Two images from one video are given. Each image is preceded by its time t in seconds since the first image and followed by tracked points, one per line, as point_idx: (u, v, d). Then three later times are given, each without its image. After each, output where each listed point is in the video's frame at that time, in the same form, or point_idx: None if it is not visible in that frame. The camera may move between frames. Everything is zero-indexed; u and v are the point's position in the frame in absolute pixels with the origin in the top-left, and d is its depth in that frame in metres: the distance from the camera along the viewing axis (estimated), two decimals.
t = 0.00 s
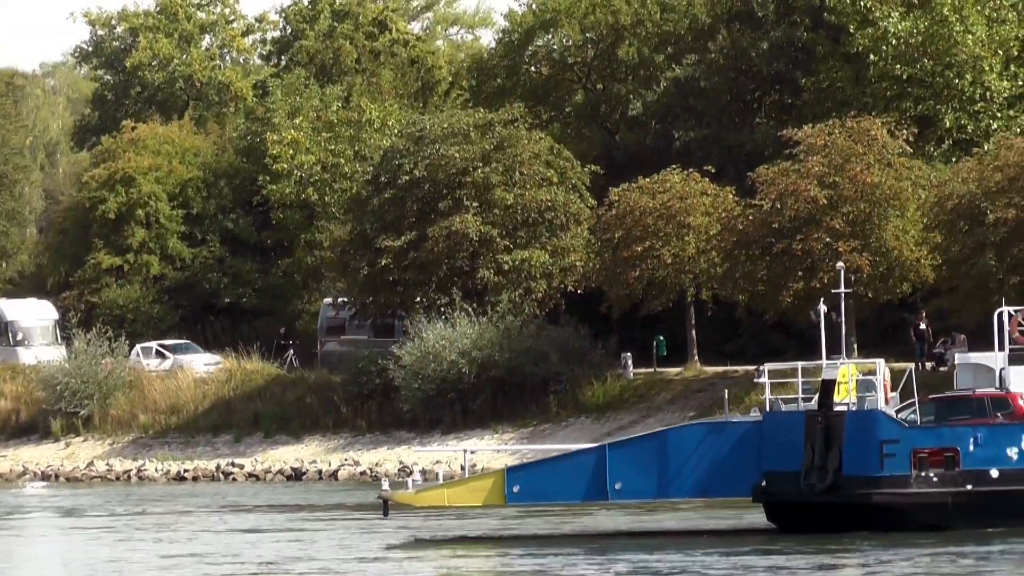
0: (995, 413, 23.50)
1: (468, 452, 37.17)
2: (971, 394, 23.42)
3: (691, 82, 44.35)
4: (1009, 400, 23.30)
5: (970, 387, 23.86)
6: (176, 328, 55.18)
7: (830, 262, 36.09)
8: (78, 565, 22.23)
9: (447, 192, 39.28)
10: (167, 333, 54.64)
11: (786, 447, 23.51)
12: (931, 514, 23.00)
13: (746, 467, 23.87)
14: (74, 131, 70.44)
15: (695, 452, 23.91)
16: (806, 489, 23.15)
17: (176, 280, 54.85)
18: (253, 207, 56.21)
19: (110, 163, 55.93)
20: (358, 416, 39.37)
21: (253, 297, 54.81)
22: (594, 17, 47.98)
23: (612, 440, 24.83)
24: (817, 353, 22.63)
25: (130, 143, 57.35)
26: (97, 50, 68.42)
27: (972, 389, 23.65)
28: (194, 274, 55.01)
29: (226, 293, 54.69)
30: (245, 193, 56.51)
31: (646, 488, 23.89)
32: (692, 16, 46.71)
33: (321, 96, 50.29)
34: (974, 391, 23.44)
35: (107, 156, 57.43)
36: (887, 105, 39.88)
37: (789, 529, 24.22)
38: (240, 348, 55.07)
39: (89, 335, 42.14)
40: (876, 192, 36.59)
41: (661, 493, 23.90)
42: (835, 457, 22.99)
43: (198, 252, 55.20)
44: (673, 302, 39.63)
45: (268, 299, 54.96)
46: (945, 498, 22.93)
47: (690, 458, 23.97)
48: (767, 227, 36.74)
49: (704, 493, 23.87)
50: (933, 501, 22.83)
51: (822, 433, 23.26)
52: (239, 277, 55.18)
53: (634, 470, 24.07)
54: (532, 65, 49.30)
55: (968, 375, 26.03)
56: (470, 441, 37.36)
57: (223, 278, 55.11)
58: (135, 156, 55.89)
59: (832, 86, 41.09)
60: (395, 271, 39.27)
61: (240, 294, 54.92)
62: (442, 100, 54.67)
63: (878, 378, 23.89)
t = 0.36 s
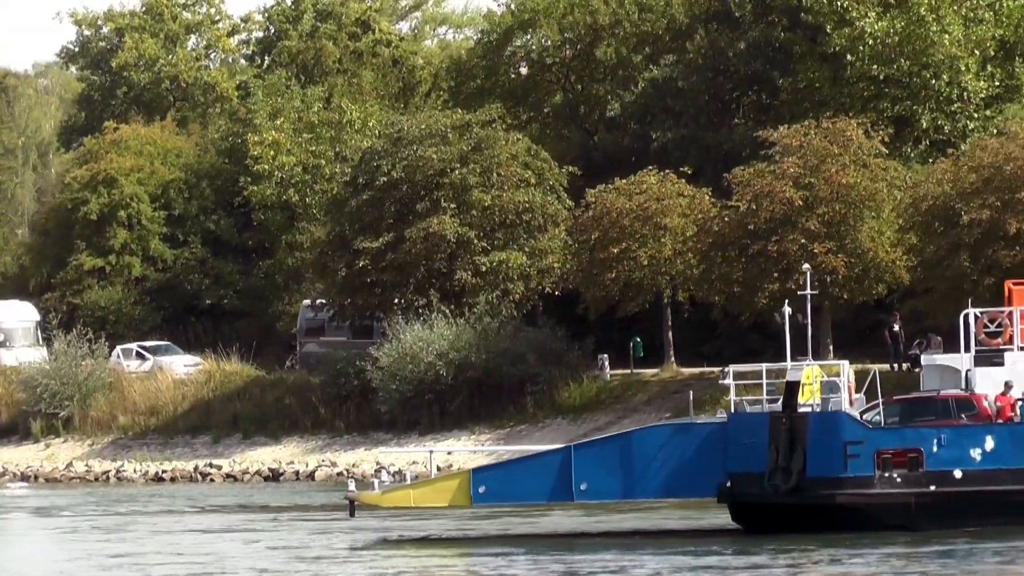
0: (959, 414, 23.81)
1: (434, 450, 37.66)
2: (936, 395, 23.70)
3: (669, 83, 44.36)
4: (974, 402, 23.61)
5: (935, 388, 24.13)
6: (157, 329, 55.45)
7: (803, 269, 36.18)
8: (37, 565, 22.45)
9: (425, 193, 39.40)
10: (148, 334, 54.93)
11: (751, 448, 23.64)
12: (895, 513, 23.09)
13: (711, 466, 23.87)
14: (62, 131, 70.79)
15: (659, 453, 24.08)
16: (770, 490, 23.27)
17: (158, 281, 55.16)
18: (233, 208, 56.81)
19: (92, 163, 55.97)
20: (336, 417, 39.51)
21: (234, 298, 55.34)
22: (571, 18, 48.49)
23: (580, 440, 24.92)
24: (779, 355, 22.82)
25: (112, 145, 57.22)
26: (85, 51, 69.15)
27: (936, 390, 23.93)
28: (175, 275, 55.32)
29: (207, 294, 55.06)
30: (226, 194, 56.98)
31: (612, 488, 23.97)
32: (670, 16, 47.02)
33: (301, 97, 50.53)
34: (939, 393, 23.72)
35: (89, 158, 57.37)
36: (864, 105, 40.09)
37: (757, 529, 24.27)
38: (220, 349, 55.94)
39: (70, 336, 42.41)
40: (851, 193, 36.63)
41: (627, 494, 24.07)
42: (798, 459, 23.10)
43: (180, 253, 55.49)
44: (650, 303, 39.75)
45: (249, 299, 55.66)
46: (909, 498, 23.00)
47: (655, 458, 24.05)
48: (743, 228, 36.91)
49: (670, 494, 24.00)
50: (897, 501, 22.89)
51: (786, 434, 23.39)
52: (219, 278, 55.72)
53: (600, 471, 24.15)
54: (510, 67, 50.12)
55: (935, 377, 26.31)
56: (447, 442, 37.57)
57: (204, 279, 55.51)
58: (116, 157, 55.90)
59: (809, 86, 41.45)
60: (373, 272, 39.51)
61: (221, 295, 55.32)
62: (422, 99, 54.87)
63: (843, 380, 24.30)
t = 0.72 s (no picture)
0: (925, 416, 24.32)
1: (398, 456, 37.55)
2: (900, 397, 24.27)
3: (646, 84, 44.61)
4: (937, 403, 24.12)
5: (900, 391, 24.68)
6: (138, 330, 55.93)
7: (778, 266, 36.70)
8: None
9: (402, 195, 39.56)
10: (129, 335, 55.42)
11: (716, 450, 23.81)
12: (858, 514, 23.14)
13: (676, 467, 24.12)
14: (50, 132, 71.19)
15: (625, 454, 24.26)
16: (734, 491, 23.44)
17: (140, 282, 55.62)
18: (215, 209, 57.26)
19: (73, 164, 56.22)
20: (314, 417, 39.80)
21: (215, 298, 55.69)
22: (548, 20, 49.12)
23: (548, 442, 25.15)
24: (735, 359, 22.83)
25: (93, 146, 57.56)
26: (69, 51, 69.35)
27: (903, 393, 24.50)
28: (156, 276, 55.79)
29: (188, 295, 55.41)
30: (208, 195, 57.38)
31: (577, 488, 24.21)
32: (647, 18, 47.58)
33: (282, 98, 50.80)
34: (904, 394, 24.30)
35: (69, 159, 57.76)
36: (841, 106, 40.47)
37: (720, 531, 24.41)
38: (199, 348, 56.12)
39: (50, 337, 42.92)
40: (827, 194, 36.76)
41: (592, 495, 24.24)
42: (762, 460, 23.25)
43: (161, 255, 55.93)
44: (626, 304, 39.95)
45: (230, 300, 56.10)
46: (871, 500, 23.11)
47: (620, 459, 24.27)
48: (718, 229, 37.08)
49: (635, 495, 24.17)
50: (860, 503, 22.99)
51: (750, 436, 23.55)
52: (202, 278, 55.95)
53: (565, 472, 24.41)
54: (489, 68, 50.49)
55: (900, 377, 26.08)
56: (424, 443, 37.75)
57: (185, 280, 55.87)
58: (98, 158, 56.22)
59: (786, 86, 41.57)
60: (351, 273, 39.52)
61: (202, 296, 55.65)
62: (403, 99, 55.12)
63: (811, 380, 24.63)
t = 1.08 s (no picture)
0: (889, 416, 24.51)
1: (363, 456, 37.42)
2: (865, 398, 24.57)
3: (623, 85, 46.08)
4: (901, 403, 24.31)
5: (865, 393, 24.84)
6: (120, 331, 56.76)
7: (751, 267, 36.84)
8: None
9: (380, 196, 39.77)
10: (111, 336, 56.03)
11: (681, 450, 24.05)
12: (824, 514, 23.41)
13: (642, 466, 24.39)
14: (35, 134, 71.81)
15: (590, 454, 24.46)
16: (698, 491, 23.67)
17: (121, 284, 56.24)
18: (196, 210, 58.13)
19: (54, 166, 57.39)
20: (292, 418, 39.96)
21: (196, 299, 56.57)
22: (528, 23, 50.15)
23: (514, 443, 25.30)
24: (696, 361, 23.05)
25: (75, 147, 58.59)
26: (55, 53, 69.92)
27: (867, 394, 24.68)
28: (139, 278, 56.36)
29: (170, 296, 56.20)
30: (189, 196, 58.32)
31: (543, 488, 24.43)
32: (625, 21, 49.06)
33: (264, 100, 51.16)
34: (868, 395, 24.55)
35: (51, 160, 58.90)
36: (819, 108, 41.30)
37: (684, 529, 24.52)
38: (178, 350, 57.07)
39: (30, 337, 43.29)
40: (802, 196, 36.92)
41: (557, 495, 24.50)
42: (727, 461, 23.51)
43: (143, 256, 56.55)
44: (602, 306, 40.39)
45: (211, 301, 56.94)
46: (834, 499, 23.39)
47: (586, 458, 24.46)
48: (693, 230, 37.25)
49: (599, 495, 24.38)
50: (825, 503, 23.26)
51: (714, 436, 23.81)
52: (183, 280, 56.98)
53: (530, 472, 24.62)
54: (469, 70, 51.52)
55: (865, 377, 26.33)
56: (402, 443, 37.85)
57: (167, 281, 56.66)
58: (80, 161, 57.01)
59: (764, 89, 43.14)
60: (329, 274, 39.79)
61: (183, 297, 56.50)
62: (384, 102, 55.69)
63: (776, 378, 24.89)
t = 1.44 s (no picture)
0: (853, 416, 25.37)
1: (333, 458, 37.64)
2: (829, 401, 25.43)
3: (602, 86, 46.69)
4: (867, 406, 24.98)
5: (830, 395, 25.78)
6: (101, 332, 57.49)
7: (727, 267, 37.19)
8: None
9: (357, 197, 40.10)
10: (91, 337, 56.73)
11: (647, 451, 24.22)
12: (789, 519, 23.50)
13: (608, 467, 24.67)
14: (20, 134, 72.27)
15: (555, 456, 24.64)
16: (663, 492, 23.84)
17: (101, 285, 56.99)
18: (177, 212, 58.84)
19: (37, 166, 58.14)
20: (270, 420, 40.26)
21: (177, 300, 57.21)
22: (506, 23, 50.94)
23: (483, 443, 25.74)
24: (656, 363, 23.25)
25: (56, 148, 59.13)
26: (41, 53, 70.61)
27: (830, 396, 25.59)
28: (119, 279, 57.15)
29: (150, 297, 56.92)
30: (169, 196, 58.82)
31: (509, 490, 24.72)
32: (603, 22, 50.20)
33: (244, 101, 51.55)
34: (834, 397, 25.36)
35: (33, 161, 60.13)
36: (796, 108, 41.56)
37: (650, 533, 24.70)
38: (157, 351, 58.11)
39: (11, 338, 43.57)
40: (777, 196, 37.15)
41: (523, 496, 24.81)
42: (691, 462, 23.63)
43: (123, 257, 57.37)
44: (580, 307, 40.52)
45: (192, 302, 57.55)
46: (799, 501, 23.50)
47: (552, 460, 24.75)
48: (668, 231, 37.45)
49: (564, 497, 24.55)
50: (789, 504, 23.38)
51: (680, 437, 23.96)
52: (165, 281, 57.47)
53: (497, 475, 24.93)
54: (448, 71, 52.48)
55: (832, 380, 27.39)
56: (380, 444, 38.03)
57: (148, 282, 57.37)
58: (61, 160, 57.86)
59: (740, 89, 43.34)
60: (306, 275, 40.24)
61: (164, 298, 57.18)
62: (365, 104, 56.13)
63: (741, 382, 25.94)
